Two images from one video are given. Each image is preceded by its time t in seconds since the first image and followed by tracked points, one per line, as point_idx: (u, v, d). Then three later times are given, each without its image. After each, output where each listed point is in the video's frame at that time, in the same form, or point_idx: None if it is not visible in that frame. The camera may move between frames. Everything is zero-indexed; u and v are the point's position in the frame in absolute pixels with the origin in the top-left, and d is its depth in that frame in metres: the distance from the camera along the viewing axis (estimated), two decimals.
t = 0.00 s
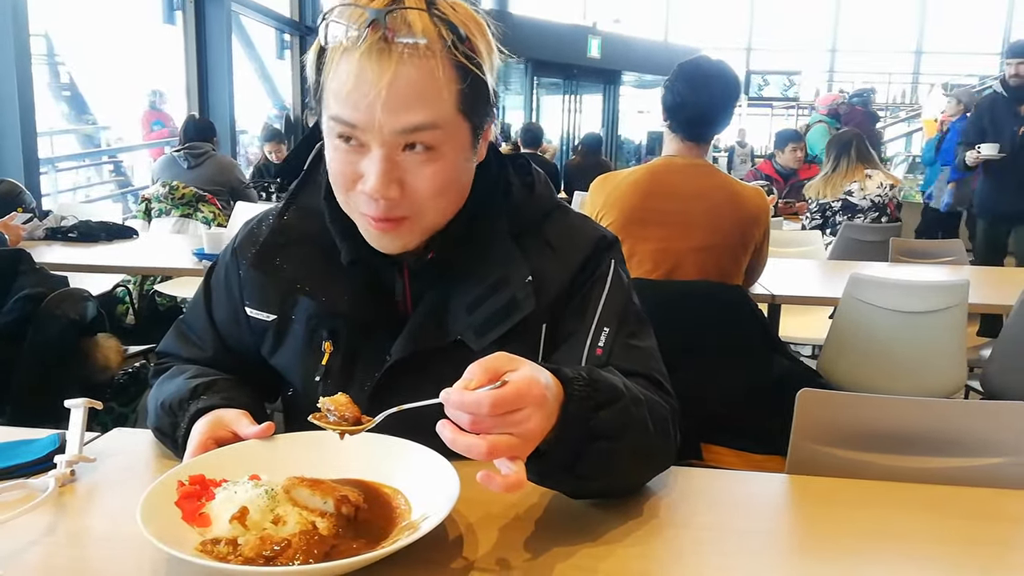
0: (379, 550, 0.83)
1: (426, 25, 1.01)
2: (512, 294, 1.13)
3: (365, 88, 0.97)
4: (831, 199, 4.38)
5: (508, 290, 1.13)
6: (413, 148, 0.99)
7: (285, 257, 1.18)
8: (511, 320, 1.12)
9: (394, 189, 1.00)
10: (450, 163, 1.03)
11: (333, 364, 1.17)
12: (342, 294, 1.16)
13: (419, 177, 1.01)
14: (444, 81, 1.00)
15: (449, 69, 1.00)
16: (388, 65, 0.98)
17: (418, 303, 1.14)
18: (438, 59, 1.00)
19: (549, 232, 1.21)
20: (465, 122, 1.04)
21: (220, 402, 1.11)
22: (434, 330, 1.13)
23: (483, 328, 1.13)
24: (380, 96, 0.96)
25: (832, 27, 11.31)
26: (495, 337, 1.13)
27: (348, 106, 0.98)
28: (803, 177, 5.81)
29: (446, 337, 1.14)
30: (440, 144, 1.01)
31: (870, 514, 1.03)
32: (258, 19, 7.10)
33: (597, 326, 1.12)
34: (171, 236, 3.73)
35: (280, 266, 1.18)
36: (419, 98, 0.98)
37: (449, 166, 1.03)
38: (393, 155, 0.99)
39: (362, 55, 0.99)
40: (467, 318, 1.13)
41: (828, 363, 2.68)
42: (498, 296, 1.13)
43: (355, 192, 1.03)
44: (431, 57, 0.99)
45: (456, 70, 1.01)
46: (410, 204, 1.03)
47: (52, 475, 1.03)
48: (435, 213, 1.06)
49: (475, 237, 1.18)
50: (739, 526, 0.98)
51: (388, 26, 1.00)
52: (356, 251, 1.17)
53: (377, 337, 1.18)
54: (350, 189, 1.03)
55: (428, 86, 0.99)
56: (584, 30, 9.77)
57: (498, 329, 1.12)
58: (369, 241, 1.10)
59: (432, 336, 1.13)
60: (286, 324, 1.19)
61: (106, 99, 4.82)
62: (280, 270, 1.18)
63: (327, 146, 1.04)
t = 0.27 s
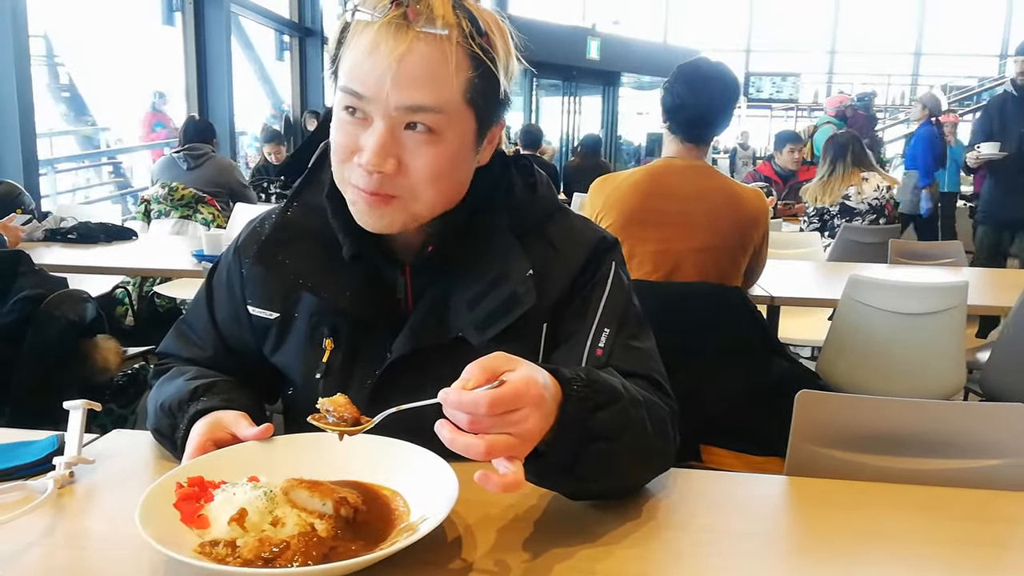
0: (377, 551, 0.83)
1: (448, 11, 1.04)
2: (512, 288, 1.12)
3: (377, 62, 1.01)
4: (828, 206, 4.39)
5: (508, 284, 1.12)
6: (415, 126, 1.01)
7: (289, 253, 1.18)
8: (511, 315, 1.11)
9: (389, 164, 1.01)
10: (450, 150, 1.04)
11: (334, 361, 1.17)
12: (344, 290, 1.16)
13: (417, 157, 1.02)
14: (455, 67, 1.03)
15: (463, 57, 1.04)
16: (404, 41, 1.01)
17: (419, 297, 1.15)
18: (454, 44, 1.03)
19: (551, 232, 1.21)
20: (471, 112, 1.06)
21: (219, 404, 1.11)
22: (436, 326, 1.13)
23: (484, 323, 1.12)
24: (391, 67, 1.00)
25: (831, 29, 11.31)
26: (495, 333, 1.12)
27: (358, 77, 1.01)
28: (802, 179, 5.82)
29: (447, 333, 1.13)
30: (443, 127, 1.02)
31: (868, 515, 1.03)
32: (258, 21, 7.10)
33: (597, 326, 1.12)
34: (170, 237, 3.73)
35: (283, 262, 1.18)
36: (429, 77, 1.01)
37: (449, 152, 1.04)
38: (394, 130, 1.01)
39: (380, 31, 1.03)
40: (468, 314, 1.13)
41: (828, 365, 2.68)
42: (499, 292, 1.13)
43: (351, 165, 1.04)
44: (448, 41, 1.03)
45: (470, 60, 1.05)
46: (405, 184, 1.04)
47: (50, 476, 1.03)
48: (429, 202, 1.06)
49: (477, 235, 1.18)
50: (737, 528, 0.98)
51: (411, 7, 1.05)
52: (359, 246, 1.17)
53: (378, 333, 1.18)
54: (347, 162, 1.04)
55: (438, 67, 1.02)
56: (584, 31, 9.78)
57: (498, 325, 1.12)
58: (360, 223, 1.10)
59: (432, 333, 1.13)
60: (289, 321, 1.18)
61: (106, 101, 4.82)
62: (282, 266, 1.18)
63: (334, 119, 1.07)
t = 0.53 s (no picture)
0: (374, 552, 0.83)
1: (445, 7, 1.05)
2: (510, 285, 1.12)
3: (375, 56, 1.01)
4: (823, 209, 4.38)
5: (506, 281, 1.12)
6: (412, 121, 1.01)
7: (287, 251, 1.17)
8: (508, 312, 1.11)
9: (385, 159, 1.01)
10: (446, 145, 1.04)
11: (331, 361, 1.17)
12: (341, 288, 1.16)
13: (413, 152, 1.02)
14: (452, 62, 1.03)
15: (460, 52, 1.04)
16: (401, 36, 1.01)
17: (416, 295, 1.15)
18: (451, 39, 1.04)
19: (549, 232, 1.21)
20: (468, 108, 1.06)
21: (215, 405, 1.11)
22: (433, 324, 1.13)
23: (482, 320, 1.11)
24: (389, 62, 1.00)
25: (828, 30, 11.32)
26: (493, 329, 1.12)
27: (356, 72, 1.02)
28: (798, 179, 5.82)
29: (444, 331, 1.12)
30: (439, 122, 1.02)
31: (864, 515, 1.03)
32: (254, 21, 7.09)
33: (594, 327, 1.12)
34: (166, 238, 3.72)
35: (281, 259, 1.17)
36: (425, 72, 1.01)
37: (445, 148, 1.04)
38: (390, 125, 1.01)
39: (378, 27, 1.03)
40: (466, 311, 1.12)
41: (825, 365, 2.69)
42: (495, 289, 1.12)
43: (347, 161, 1.04)
44: (445, 37, 1.03)
45: (467, 55, 1.05)
46: (401, 180, 1.03)
47: (46, 477, 1.03)
48: (425, 198, 1.06)
49: (474, 234, 1.18)
50: (733, 528, 0.98)
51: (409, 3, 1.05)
52: (356, 243, 1.17)
53: (375, 335, 1.18)
54: (343, 158, 1.04)
55: (435, 61, 1.02)
56: (581, 32, 9.79)
57: (496, 322, 1.11)
58: (357, 223, 1.09)
59: (429, 331, 1.12)
60: (288, 320, 1.19)
61: (102, 101, 4.81)
62: (278, 262, 1.17)
63: (331, 115, 1.07)
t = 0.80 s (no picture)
0: (367, 553, 0.83)
1: (438, 7, 1.04)
2: (502, 284, 1.11)
3: (369, 57, 1.00)
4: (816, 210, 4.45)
5: (498, 281, 1.12)
6: (407, 122, 1.01)
7: (278, 251, 1.18)
8: (500, 312, 1.11)
9: (381, 159, 1.01)
10: (442, 145, 1.04)
11: (323, 362, 1.17)
12: (333, 288, 1.16)
13: (409, 152, 1.02)
14: (447, 62, 1.03)
15: (454, 52, 1.04)
16: (395, 38, 1.01)
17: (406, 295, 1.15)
18: (445, 39, 1.03)
19: (541, 231, 1.21)
20: (463, 107, 1.06)
21: (208, 405, 1.11)
22: (425, 325, 1.12)
23: (474, 320, 1.11)
24: (383, 63, 1.00)
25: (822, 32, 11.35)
26: (485, 329, 1.11)
27: (350, 73, 1.01)
28: (792, 180, 5.84)
29: (436, 332, 1.12)
30: (434, 122, 1.02)
31: (856, 516, 1.04)
32: (249, 21, 7.08)
33: (588, 328, 1.12)
34: (159, 238, 3.71)
35: (273, 259, 1.18)
36: (420, 73, 1.01)
37: (441, 147, 1.04)
38: (386, 125, 1.01)
39: (372, 27, 1.02)
40: (459, 310, 1.12)
41: (818, 365, 2.71)
42: (487, 289, 1.12)
43: (343, 160, 1.04)
44: (439, 37, 1.03)
45: (461, 55, 1.05)
46: (397, 179, 1.04)
47: (39, 478, 1.02)
48: (422, 196, 1.06)
49: (466, 234, 1.18)
50: (727, 529, 0.98)
51: (402, 3, 1.04)
52: (347, 243, 1.16)
53: (365, 337, 1.18)
54: (338, 158, 1.04)
55: (429, 61, 1.02)
56: (576, 33, 9.80)
57: (488, 321, 1.11)
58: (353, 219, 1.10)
59: (421, 332, 1.12)
60: (278, 322, 1.18)
61: (96, 101, 4.79)
62: (269, 263, 1.18)
63: (326, 115, 1.07)
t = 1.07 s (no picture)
0: (366, 556, 0.83)
1: (429, 20, 1.03)
2: (503, 291, 1.12)
3: (367, 77, 1.00)
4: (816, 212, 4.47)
5: (498, 288, 1.12)
6: (411, 139, 1.01)
7: (278, 257, 1.19)
8: (501, 318, 1.11)
9: (390, 177, 1.02)
10: (447, 156, 1.04)
11: (322, 368, 1.17)
12: (332, 295, 1.17)
13: (416, 167, 1.03)
14: (445, 74, 1.02)
15: (450, 64, 1.03)
16: (391, 56, 1.00)
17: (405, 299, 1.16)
18: (440, 52, 1.03)
19: (541, 235, 1.22)
20: (464, 116, 1.06)
21: (208, 408, 1.11)
22: (425, 332, 1.13)
23: (475, 326, 1.11)
24: (382, 84, 0.99)
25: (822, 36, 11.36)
26: (486, 335, 1.12)
27: (350, 94, 1.01)
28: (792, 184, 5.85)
29: (436, 338, 1.12)
30: (438, 135, 1.03)
31: (855, 519, 1.04)
32: (250, 24, 7.09)
33: (588, 330, 1.12)
34: (160, 241, 3.72)
35: (271, 265, 1.18)
36: (419, 89, 1.00)
37: (446, 159, 1.04)
38: (391, 143, 1.01)
39: (366, 46, 1.02)
40: (459, 317, 1.12)
41: (817, 370, 2.70)
42: (488, 296, 1.13)
43: (350, 180, 1.04)
44: (434, 51, 1.02)
45: (457, 66, 1.04)
46: (406, 194, 1.04)
47: (38, 480, 1.02)
48: (430, 207, 1.07)
49: (465, 240, 1.18)
50: (727, 532, 0.98)
51: (393, 19, 1.03)
52: (347, 250, 1.17)
53: (364, 342, 1.18)
54: (344, 178, 1.04)
55: (427, 77, 1.01)
56: (576, 37, 9.83)
57: (488, 328, 1.11)
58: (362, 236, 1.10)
59: (421, 338, 1.12)
60: (278, 327, 1.18)
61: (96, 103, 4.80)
62: (268, 269, 1.18)
63: (326, 136, 1.06)
